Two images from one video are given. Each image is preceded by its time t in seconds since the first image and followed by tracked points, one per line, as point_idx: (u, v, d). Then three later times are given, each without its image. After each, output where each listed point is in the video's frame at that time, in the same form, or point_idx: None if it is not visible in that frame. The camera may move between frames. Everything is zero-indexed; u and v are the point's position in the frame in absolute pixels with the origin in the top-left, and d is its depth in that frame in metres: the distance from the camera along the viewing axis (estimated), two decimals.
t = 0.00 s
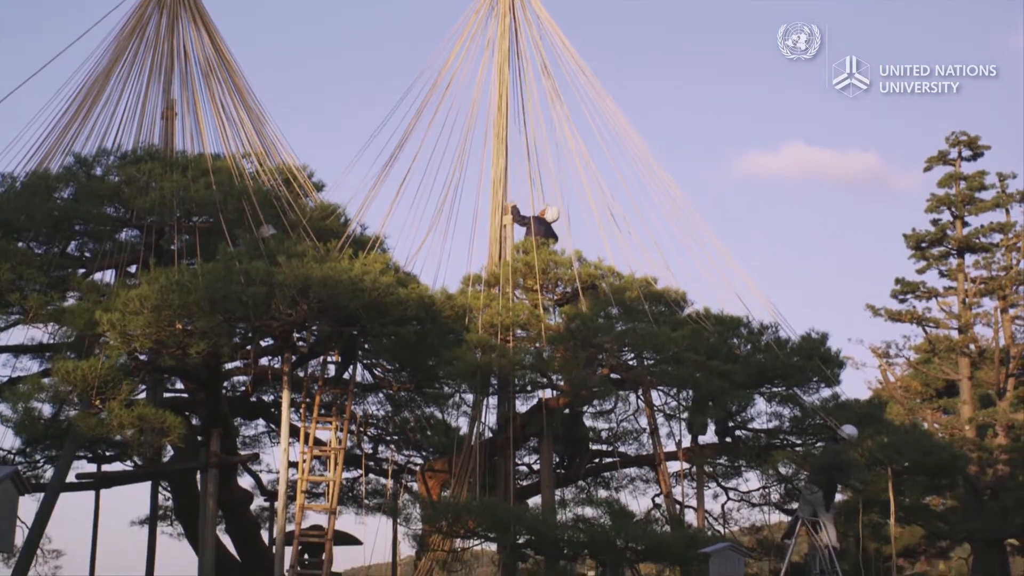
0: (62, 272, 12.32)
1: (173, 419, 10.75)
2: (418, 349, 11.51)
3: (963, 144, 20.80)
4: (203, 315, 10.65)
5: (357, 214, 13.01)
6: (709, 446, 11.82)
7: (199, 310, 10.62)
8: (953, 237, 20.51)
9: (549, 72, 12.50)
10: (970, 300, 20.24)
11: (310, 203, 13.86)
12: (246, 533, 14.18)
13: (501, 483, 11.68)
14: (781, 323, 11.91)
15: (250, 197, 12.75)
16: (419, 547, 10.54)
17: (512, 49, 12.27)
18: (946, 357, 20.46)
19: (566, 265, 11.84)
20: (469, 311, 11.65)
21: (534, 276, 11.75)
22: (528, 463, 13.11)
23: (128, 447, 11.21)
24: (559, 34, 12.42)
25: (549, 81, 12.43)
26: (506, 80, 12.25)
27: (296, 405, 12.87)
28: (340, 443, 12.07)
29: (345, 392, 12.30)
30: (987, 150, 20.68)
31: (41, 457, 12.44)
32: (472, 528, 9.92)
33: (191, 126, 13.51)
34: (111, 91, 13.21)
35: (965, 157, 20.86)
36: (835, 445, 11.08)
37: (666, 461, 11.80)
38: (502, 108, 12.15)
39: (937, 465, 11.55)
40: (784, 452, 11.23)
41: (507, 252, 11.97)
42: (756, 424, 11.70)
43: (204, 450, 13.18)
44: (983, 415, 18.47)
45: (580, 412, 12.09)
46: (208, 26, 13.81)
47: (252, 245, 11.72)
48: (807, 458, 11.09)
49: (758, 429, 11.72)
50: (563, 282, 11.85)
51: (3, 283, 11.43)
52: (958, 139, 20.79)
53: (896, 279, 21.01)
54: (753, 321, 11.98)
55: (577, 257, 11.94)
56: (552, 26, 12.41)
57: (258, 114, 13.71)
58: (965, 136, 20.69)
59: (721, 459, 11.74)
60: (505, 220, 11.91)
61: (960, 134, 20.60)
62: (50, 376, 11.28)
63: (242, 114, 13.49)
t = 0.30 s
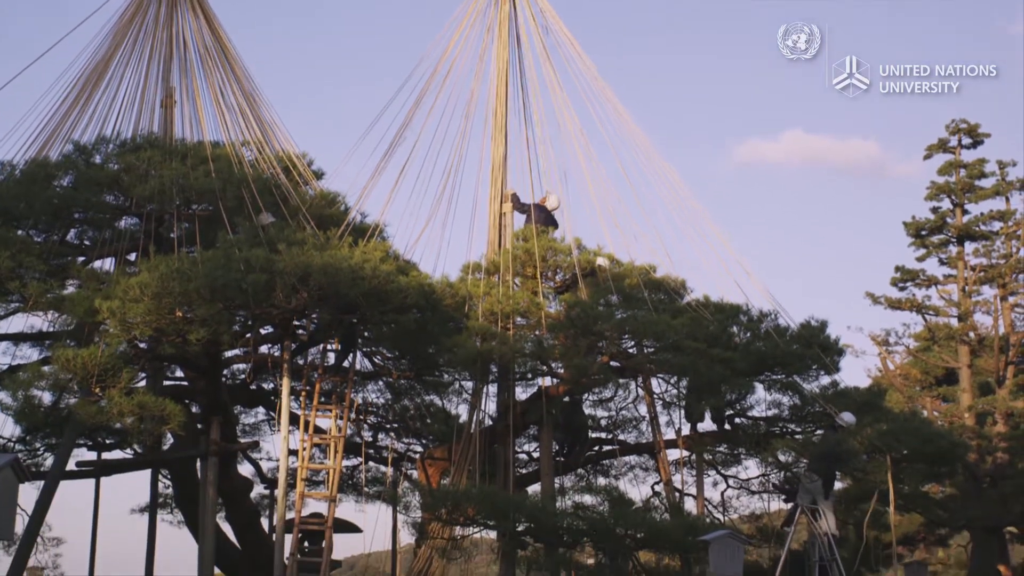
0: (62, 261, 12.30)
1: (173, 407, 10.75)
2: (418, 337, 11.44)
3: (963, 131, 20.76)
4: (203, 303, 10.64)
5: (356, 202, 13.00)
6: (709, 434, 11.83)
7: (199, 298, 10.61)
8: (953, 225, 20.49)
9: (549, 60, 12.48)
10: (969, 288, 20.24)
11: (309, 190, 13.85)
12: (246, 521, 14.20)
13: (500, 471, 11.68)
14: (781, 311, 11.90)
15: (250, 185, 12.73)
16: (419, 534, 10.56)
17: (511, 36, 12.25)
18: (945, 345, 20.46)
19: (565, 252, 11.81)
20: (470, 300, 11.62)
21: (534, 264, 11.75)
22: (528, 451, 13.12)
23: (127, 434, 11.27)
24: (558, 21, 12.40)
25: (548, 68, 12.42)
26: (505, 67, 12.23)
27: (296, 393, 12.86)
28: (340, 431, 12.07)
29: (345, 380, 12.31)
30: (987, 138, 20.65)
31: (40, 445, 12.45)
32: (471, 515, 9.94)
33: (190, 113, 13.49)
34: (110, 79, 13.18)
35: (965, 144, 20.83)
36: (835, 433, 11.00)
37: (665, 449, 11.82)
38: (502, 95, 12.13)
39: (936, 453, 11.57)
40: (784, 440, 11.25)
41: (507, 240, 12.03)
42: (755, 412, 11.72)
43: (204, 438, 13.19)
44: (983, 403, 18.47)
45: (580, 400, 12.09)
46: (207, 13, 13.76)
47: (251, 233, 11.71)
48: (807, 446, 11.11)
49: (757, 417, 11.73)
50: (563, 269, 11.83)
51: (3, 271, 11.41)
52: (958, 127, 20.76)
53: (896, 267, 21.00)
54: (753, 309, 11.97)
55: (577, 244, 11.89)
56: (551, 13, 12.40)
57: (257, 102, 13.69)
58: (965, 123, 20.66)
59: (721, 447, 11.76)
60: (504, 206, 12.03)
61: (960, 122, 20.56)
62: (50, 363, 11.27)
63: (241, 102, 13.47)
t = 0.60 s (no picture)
0: (61, 249, 12.29)
1: (172, 395, 10.75)
2: (418, 325, 11.43)
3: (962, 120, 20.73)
4: (202, 292, 10.62)
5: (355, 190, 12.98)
6: (707, 422, 11.86)
7: (198, 287, 10.59)
8: (952, 213, 20.47)
9: (548, 48, 12.45)
10: (968, 276, 20.24)
11: (308, 178, 13.83)
12: (245, 510, 14.23)
13: (499, 460, 11.67)
14: (780, 299, 11.90)
15: (249, 173, 12.70)
16: (417, 521, 10.65)
17: (510, 24, 12.22)
18: (944, 333, 20.48)
19: (564, 241, 11.75)
20: (468, 288, 11.66)
21: (532, 253, 11.72)
22: (527, 440, 13.12)
23: (126, 423, 11.30)
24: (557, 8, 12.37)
25: (547, 56, 12.39)
26: (504, 55, 12.20)
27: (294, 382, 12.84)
28: (339, 420, 12.05)
29: (344, 369, 12.31)
30: (986, 126, 20.61)
31: (40, 433, 12.47)
32: (471, 503, 9.94)
33: (189, 102, 13.47)
34: (109, 67, 13.14)
35: (964, 133, 20.80)
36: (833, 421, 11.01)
37: (664, 437, 11.84)
38: (501, 83, 12.11)
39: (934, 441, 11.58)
40: (782, 428, 11.25)
41: (506, 228, 12.03)
42: (755, 401, 11.71)
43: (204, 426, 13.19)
44: (982, 391, 18.47)
45: (579, 389, 12.08)
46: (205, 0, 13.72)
47: (250, 222, 11.69)
48: (806, 434, 11.12)
49: (756, 405, 11.73)
50: (561, 258, 11.82)
51: (2, 259, 11.40)
52: (957, 115, 20.72)
53: (895, 256, 20.99)
54: (751, 297, 11.96)
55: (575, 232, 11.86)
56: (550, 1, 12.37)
57: (256, 90, 13.70)
58: (964, 112, 20.62)
59: (719, 435, 11.78)
60: (503, 195, 12.04)
61: (959, 110, 20.52)
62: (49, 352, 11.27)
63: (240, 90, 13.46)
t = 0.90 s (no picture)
0: (59, 237, 12.28)
1: (170, 384, 10.74)
2: (416, 314, 11.36)
3: (961, 108, 20.70)
4: (200, 280, 10.60)
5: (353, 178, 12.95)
6: (705, 410, 11.88)
7: (196, 276, 10.57)
8: (950, 202, 20.46)
9: (546, 36, 12.42)
10: (966, 265, 20.24)
11: (306, 166, 13.81)
12: (243, 498, 14.23)
13: (497, 448, 11.67)
14: (778, 288, 11.91)
15: (247, 161, 12.68)
16: (417, 510, 10.71)
17: (508, 12, 12.17)
18: (942, 321, 20.49)
19: (562, 229, 11.75)
20: (466, 276, 11.69)
21: (531, 241, 11.72)
22: (525, 428, 13.13)
23: (124, 412, 11.19)
24: None
25: (545, 44, 12.36)
26: (502, 43, 12.16)
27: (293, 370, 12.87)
28: (337, 408, 12.01)
29: (342, 357, 12.30)
30: (985, 115, 20.58)
31: (38, 422, 12.48)
32: (469, 492, 9.95)
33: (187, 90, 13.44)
34: (107, 55, 13.10)
35: (963, 122, 20.77)
36: (831, 409, 11.02)
37: (662, 426, 11.84)
38: (499, 71, 12.07)
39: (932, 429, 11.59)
40: (780, 416, 11.27)
41: (503, 217, 12.03)
42: (753, 389, 11.72)
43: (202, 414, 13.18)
44: (979, 379, 18.48)
45: (577, 376, 12.06)
46: None
47: (247, 210, 11.66)
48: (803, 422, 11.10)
49: (754, 393, 11.74)
50: (559, 246, 11.80)
51: None
52: (956, 104, 20.69)
53: (893, 244, 20.99)
54: (750, 286, 11.96)
55: (574, 220, 11.86)
56: None
57: (254, 79, 13.76)
58: (963, 100, 20.59)
59: (717, 424, 11.77)
60: (501, 183, 12.04)
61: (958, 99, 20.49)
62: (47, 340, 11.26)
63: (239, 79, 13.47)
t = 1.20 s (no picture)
0: (56, 225, 12.25)
1: (168, 371, 10.73)
2: (414, 303, 11.35)
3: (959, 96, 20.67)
4: (198, 268, 10.59)
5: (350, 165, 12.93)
6: (702, 398, 11.86)
7: (194, 263, 10.57)
8: (948, 190, 20.45)
9: (544, 23, 12.39)
10: (964, 253, 20.24)
11: (303, 154, 13.78)
12: (240, 486, 14.24)
13: (495, 436, 11.66)
14: (776, 276, 11.90)
15: (244, 149, 12.64)
16: (414, 498, 10.61)
17: None
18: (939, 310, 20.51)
19: (560, 217, 11.74)
20: (464, 264, 11.63)
21: (529, 229, 11.69)
22: (523, 416, 13.14)
23: (122, 399, 11.18)
24: None
25: (542, 31, 12.33)
26: (500, 31, 12.12)
27: (290, 358, 12.84)
28: (335, 396, 12.04)
29: (340, 345, 12.29)
30: (982, 103, 20.56)
31: (35, 410, 12.47)
32: (466, 480, 9.97)
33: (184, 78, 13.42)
34: (104, 43, 13.06)
35: (961, 110, 20.74)
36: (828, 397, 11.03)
37: (660, 414, 11.84)
38: (497, 59, 12.04)
39: (929, 417, 11.60)
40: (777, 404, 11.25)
41: (502, 205, 12.04)
42: (750, 377, 11.70)
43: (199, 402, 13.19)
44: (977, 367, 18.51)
45: (574, 364, 12.06)
46: None
47: (245, 198, 11.63)
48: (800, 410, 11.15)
49: (752, 381, 11.71)
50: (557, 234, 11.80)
51: None
52: (953, 92, 20.66)
53: (890, 233, 20.98)
54: (748, 275, 11.95)
55: (572, 208, 11.86)
56: None
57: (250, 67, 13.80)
58: (961, 88, 20.56)
59: (715, 412, 11.75)
60: (499, 171, 12.07)
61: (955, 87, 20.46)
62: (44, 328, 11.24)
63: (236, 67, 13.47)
